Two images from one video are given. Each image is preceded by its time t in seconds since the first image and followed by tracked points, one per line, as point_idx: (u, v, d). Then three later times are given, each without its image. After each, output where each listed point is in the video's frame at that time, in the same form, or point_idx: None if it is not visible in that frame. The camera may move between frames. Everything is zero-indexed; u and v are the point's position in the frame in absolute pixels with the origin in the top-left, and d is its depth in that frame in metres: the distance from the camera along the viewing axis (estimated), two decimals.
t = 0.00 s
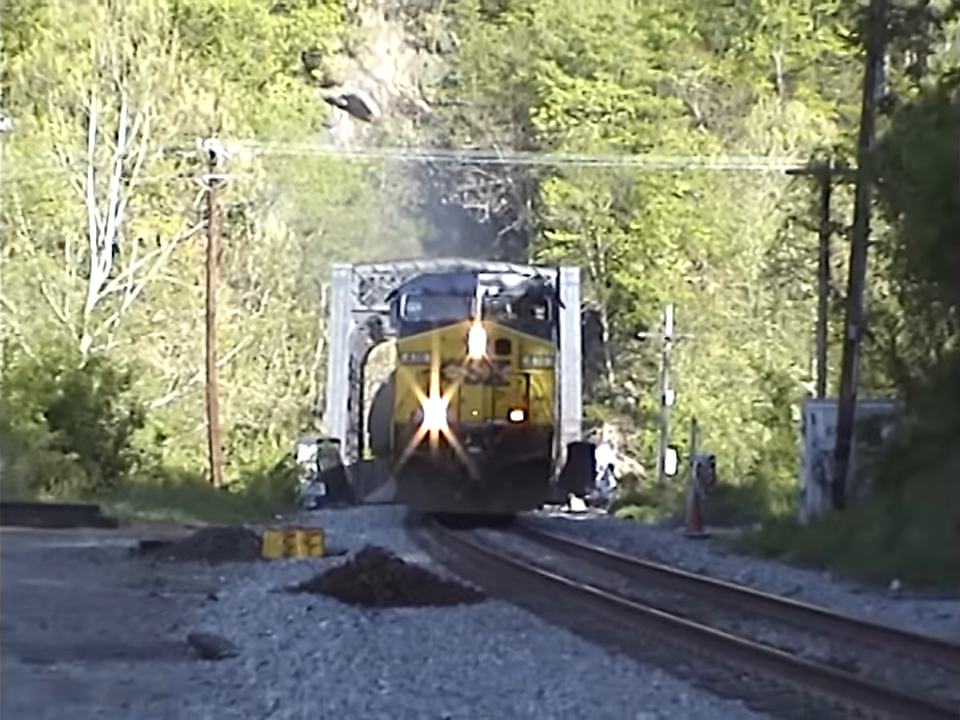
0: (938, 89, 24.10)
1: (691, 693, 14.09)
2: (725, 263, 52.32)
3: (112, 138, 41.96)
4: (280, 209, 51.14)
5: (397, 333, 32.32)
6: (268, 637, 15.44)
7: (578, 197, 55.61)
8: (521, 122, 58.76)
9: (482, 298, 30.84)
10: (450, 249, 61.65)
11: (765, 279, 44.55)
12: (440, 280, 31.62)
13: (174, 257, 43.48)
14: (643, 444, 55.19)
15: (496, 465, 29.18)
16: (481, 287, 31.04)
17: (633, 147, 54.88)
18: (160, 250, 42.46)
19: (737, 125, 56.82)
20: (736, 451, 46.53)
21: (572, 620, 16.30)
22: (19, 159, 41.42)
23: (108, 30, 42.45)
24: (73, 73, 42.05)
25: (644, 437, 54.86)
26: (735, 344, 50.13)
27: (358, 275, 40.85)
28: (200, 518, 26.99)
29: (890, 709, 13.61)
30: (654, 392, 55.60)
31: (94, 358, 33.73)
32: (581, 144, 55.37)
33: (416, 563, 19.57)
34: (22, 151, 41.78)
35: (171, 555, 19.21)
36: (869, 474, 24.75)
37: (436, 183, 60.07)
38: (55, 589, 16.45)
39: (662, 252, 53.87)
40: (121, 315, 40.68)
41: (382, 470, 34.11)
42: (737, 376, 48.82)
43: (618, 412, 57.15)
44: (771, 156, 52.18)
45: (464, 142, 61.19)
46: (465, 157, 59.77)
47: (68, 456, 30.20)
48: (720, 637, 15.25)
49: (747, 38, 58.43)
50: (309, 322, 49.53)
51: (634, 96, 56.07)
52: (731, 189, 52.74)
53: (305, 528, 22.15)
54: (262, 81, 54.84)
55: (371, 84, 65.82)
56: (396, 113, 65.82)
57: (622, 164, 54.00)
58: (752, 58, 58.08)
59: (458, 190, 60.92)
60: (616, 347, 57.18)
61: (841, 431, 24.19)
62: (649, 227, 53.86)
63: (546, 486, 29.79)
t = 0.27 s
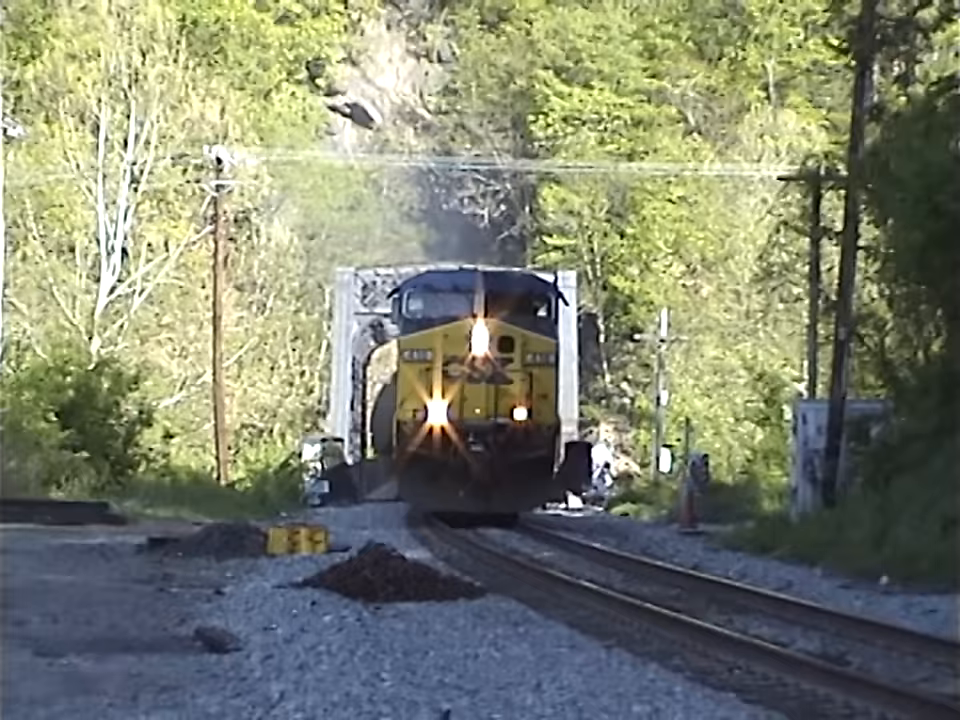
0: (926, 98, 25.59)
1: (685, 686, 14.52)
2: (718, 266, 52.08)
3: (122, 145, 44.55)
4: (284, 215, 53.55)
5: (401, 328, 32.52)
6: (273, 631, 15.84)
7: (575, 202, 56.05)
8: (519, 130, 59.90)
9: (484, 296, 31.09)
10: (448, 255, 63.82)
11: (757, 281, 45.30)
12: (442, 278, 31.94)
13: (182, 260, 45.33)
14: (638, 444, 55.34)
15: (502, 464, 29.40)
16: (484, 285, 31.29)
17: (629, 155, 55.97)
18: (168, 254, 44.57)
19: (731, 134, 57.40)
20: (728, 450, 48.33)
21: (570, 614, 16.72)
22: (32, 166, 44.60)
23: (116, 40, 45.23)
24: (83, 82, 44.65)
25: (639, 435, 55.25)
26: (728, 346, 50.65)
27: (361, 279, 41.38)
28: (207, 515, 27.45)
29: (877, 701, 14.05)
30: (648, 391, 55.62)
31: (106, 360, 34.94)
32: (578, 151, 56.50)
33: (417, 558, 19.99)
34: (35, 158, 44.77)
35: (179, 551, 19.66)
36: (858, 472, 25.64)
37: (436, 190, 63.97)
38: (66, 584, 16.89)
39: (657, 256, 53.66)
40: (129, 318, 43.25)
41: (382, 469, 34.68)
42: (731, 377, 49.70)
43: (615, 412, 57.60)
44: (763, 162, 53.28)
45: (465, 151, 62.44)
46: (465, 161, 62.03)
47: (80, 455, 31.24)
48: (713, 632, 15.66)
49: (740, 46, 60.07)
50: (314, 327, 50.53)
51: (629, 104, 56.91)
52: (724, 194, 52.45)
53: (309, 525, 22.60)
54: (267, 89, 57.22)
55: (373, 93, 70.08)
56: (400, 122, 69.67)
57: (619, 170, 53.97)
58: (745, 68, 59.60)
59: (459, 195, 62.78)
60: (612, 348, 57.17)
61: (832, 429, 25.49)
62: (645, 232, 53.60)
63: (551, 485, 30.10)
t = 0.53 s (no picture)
0: (913, 105, 26.85)
1: (678, 678, 14.94)
2: (710, 269, 53.81)
3: (129, 151, 47.12)
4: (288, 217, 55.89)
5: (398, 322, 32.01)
6: (277, 624, 16.26)
7: (572, 207, 58.12)
8: (517, 136, 62.79)
9: (488, 291, 30.89)
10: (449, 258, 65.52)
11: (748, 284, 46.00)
12: (443, 272, 31.52)
13: (188, 264, 48.01)
14: (633, 441, 57.51)
15: (504, 461, 29.63)
16: (488, 280, 31.04)
17: (624, 160, 57.30)
18: (175, 257, 47.08)
19: (722, 139, 59.27)
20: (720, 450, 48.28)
21: (567, 609, 17.12)
22: (41, 170, 46.88)
23: (125, 48, 47.29)
24: (91, 89, 47.36)
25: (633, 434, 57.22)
26: (720, 346, 51.70)
27: (362, 281, 41.37)
28: (213, 511, 27.88)
29: (864, 694, 14.46)
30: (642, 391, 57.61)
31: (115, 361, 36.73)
32: (575, 156, 58.69)
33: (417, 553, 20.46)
34: (44, 163, 46.96)
35: (185, 546, 20.08)
36: (848, 470, 26.50)
37: (436, 193, 64.38)
38: (74, 579, 17.31)
39: (651, 258, 55.36)
40: (136, 319, 45.98)
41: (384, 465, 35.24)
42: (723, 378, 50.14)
43: (610, 410, 59.53)
44: (755, 168, 54.25)
45: (463, 151, 65.66)
46: (464, 168, 63.85)
47: (88, 452, 32.81)
48: (707, 625, 16.09)
49: (731, 55, 61.07)
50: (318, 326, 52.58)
51: (625, 111, 58.64)
52: (715, 199, 54.40)
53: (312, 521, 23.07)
54: (272, 96, 58.87)
55: (375, 100, 70.94)
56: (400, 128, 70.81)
57: (614, 175, 56.22)
58: (737, 75, 60.81)
59: (458, 200, 64.31)
60: (607, 348, 59.45)
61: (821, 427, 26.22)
62: (639, 236, 55.66)
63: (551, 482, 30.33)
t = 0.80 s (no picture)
0: (901, 112, 27.20)
1: (673, 670, 15.36)
2: (704, 272, 55.23)
3: (138, 156, 48.77)
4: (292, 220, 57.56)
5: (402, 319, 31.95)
6: (281, 618, 16.67)
7: (569, 211, 59.80)
8: (515, 143, 63.73)
9: (492, 288, 30.81)
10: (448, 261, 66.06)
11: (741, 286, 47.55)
12: (446, 267, 31.35)
13: (195, 267, 49.70)
14: (628, 439, 59.69)
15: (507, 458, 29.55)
16: (491, 277, 31.00)
17: (619, 166, 59.78)
18: (182, 260, 48.94)
19: (716, 146, 61.09)
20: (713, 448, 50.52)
21: (565, 603, 17.54)
22: (51, 176, 48.95)
23: (134, 56, 48.92)
24: (101, 97, 48.83)
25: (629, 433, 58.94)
26: (713, 347, 53.08)
27: (364, 284, 41.72)
28: (220, 508, 28.22)
29: (854, 686, 14.89)
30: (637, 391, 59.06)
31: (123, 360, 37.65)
32: (571, 162, 60.14)
33: (418, 550, 20.90)
34: (54, 168, 48.97)
35: (192, 542, 20.50)
36: (838, 468, 27.32)
37: (437, 197, 64.91)
38: (84, 574, 17.73)
39: (646, 262, 57.47)
40: (143, 321, 47.75)
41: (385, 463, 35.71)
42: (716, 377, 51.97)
43: (606, 409, 60.81)
44: (747, 173, 56.66)
45: (462, 157, 66.72)
46: (463, 173, 64.70)
47: (98, 450, 33.54)
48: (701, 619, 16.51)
49: (724, 62, 62.48)
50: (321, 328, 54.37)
51: (620, 118, 60.51)
52: (709, 202, 55.41)
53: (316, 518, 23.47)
54: (277, 103, 59.89)
55: (376, 107, 72.22)
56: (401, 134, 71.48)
57: (609, 181, 58.16)
58: (729, 83, 61.67)
59: (457, 205, 65.32)
60: (603, 349, 60.97)
61: (813, 427, 26.81)
62: (635, 240, 57.48)
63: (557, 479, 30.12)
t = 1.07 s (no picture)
0: (888, 119, 28.38)
1: (666, 663, 15.77)
2: (696, 274, 57.17)
3: (144, 161, 51.40)
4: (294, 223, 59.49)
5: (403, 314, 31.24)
6: (284, 612, 17.09)
7: (565, 214, 60.40)
8: (513, 148, 65.65)
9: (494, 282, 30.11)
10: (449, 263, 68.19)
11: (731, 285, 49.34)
12: (448, 262, 30.68)
13: (199, 269, 51.54)
14: (622, 437, 60.58)
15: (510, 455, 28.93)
16: (494, 272, 30.35)
17: (614, 170, 61.54)
18: (189, 263, 50.74)
19: (709, 152, 63.56)
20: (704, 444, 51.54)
21: (560, 598, 17.98)
22: (60, 181, 50.92)
23: (139, 65, 51.72)
24: (108, 103, 51.53)
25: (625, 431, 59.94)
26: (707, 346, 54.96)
27: (367, 285, 42.47)
28: (224, 505, 28.62)
29: (843, 679, 15.31)
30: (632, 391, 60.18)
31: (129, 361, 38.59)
32: (567, 167, 62.39)
33: (419, 545, 21.36)
34: (63, 173, 51.09)
35: (197, 537, 20.98)
36: (828, 465, 28.00)
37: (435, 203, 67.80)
38: (92, 569, 18.19)
39: (641, 264, 58.39)
40: (150, 322, 49.47)
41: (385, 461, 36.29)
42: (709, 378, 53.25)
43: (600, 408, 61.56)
44: (740, 177, 59.16)
45: (462, 165, 68.27)
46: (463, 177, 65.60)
47: (106, 448, 34.36)
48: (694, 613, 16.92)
49: (716, 71, 64.71)
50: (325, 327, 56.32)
51: (615, 124, 62.32)
52: (702, 207, 57.60)
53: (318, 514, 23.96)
54: (280, 109, 62.45)
55: (376, 114, 74.06)
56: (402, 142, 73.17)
57: (605, 185, 58.77)
58: (721, 90, 64.27)
59: (456, 209, 67.42)
60: (599, 349, 62.21)
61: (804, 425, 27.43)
62: (629, 244, 58.53)
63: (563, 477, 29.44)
